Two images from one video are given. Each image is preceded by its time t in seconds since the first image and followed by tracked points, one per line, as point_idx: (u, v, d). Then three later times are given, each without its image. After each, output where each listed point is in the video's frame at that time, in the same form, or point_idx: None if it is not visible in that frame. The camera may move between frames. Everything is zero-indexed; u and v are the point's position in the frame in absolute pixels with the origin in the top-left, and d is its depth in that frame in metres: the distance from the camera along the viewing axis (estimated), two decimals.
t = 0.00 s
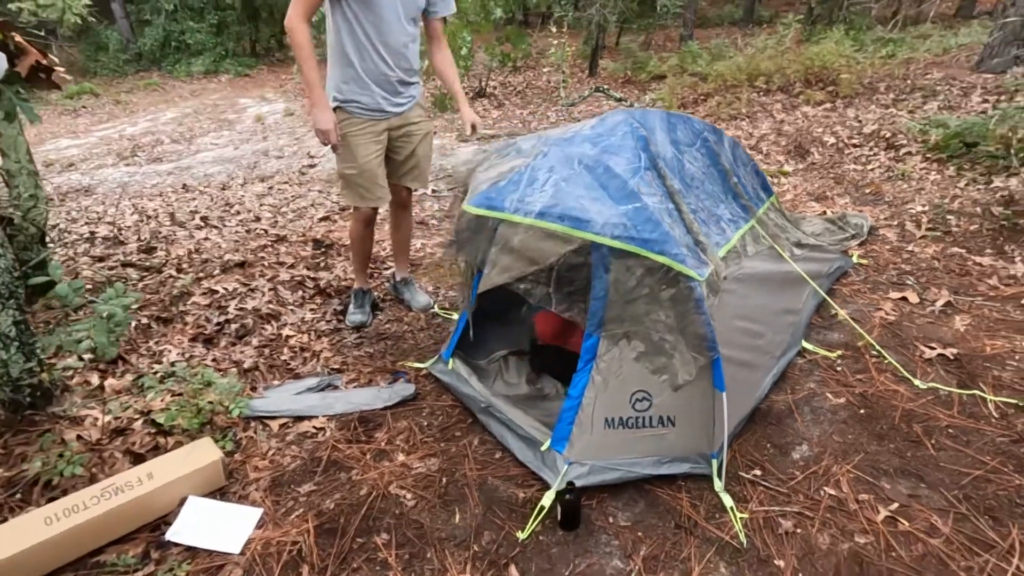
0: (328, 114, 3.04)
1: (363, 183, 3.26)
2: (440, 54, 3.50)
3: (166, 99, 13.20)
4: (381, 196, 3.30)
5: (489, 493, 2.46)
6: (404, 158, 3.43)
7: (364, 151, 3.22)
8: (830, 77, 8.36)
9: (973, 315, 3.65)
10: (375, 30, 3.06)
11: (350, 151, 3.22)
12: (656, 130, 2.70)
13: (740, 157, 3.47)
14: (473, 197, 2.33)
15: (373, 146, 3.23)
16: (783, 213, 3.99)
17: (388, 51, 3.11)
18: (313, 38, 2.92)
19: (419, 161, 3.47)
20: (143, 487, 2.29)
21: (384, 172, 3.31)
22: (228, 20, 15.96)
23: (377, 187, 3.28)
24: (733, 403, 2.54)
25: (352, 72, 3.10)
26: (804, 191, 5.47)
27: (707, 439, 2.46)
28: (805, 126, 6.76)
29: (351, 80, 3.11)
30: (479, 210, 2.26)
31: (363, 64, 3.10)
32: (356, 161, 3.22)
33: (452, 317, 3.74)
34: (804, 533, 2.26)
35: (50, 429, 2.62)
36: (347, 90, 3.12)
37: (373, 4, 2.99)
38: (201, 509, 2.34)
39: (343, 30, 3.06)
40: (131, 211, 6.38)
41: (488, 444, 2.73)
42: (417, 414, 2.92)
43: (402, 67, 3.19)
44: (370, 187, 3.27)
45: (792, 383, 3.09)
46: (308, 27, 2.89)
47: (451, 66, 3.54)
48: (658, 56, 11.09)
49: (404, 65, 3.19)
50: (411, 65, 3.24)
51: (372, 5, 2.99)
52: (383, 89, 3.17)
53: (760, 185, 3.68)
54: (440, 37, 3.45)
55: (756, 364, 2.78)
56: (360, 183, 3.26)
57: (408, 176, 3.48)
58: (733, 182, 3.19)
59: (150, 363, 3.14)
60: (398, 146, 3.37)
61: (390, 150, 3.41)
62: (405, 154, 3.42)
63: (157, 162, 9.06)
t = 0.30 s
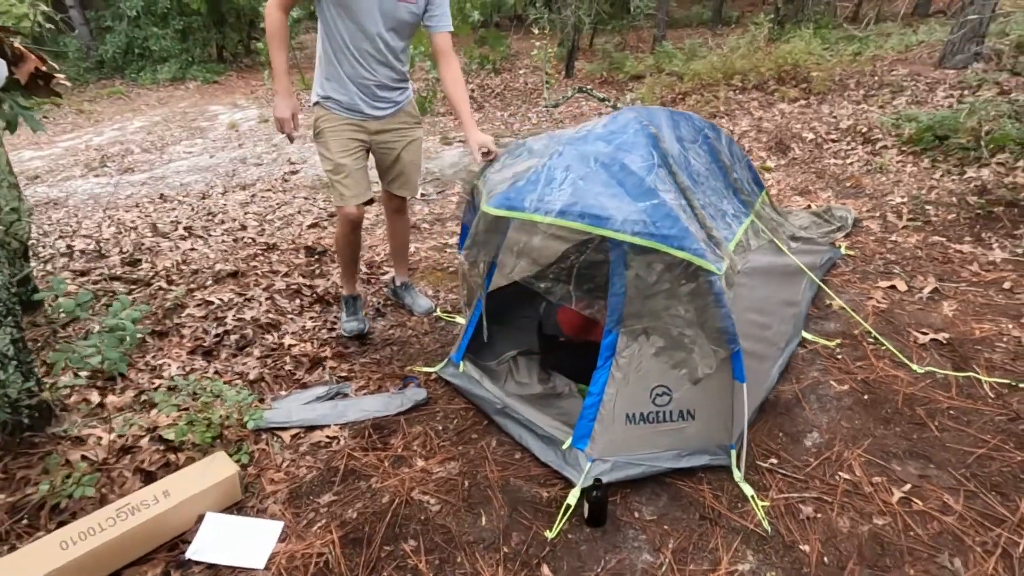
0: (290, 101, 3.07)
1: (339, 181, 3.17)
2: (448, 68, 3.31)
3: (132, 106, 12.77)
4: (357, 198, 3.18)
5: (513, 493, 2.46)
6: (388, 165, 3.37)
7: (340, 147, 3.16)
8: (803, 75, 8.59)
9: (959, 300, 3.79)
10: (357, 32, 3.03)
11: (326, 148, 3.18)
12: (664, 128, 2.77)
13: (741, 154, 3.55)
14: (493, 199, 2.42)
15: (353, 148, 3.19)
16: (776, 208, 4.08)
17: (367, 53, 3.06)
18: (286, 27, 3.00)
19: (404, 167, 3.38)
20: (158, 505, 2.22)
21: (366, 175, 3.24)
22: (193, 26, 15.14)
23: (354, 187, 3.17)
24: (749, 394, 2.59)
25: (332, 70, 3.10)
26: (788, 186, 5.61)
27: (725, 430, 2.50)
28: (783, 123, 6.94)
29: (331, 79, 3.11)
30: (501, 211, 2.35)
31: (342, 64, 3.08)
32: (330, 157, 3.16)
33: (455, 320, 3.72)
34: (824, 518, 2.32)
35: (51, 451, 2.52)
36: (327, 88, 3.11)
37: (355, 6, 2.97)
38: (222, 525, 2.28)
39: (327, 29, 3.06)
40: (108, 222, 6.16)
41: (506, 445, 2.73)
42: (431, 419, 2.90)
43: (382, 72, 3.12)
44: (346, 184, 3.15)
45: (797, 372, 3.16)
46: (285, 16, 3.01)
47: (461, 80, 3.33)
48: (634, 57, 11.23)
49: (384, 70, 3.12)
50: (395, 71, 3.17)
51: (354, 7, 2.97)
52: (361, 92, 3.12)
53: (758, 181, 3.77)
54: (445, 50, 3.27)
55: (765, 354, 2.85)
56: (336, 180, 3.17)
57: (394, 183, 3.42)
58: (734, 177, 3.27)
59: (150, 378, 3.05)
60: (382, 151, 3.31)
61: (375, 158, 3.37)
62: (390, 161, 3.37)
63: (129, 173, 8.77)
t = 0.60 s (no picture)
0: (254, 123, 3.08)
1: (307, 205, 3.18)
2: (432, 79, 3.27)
3: (93, 114, 12.31)
4: (325, 221, 3.21)
5: (529, 497, 2.47)
6: (366, 180, 3.32)
7: (309, 169, 3.15)
8: (772, 74, 8.84)
9: (937, 289, 3.95)
10: (323, 49, 2.95)
11: (295, 169, 3.16)
12: (661, 131, 2.83)
13: (731, 155, 3.64)
14: (500, 204, 2.44)
15: (324, 168, 3.17)
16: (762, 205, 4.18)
17: (334, 70, 2.99)
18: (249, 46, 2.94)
19: (381, 184, 3.31)
20: (168, 529, 2.17)
21: (337, 196, 3.24)
22: (154, 33, 14.58)
23: (324, 210, 3.19)
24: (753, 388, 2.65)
25: (299, 89, 3.03)
26: (766, 182, 5.76)
27: (732, 424, 2.56)
28: (757, 121, 7.12)
29: (299, 98, 3.04)
30: (509, 216, 2.37)
31: (309, 82, 3.01)
32: (299, 180, 3.15)
33: (453, 326, 3.71)
34: (832, 505, 2.39)
35: (47, 478, 2.42)
36: (295, 106, 3.04)
37: (318, 23, 2.88)
38: (236, 543, 2.24)
39: (292, 46, 2.98)
40: (77, 237, 5.93)
41: (517, 448, 2.74)
42: (438, 426, 2.89)
43: (351, 88, 3.05)
44: (316, 210, 3.19)
45: (791, 364, 3.25)
46: (245, 35, 2.91)
47: (448, 90, 3.29)
48: (606, 58, 11.36)
49: (353, 86, 3.05)
50: (365, 86, 3.09)
51: (316, 23, 2.88)
52: (331, 111, 3.06)
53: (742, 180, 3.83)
54: (426, 61, 3.22)
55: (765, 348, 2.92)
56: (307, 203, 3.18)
57: (373, 199, 3.36)
58: (725, 177, 3.36)
59: (144, 397, 2.96)
60: (358, 167, 3.26)
61: (351, 173, 3.31)
62: (368, 176, 3.30)
63: (95, 185, 8.46)
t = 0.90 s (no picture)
0: (220, 144, 2.76)
1: (285, 221, 2.95)
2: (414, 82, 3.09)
3: (48, 124, 11.78)
4: (306, 238, 2.99)
5: (541, 503, 2.45)
6: (346, 191, 3.10)
7: (287, 185, 2.92)
8: (742, 72, 9.02)
9: (917, 278, 4.07)
10: (290, 60, 2.70)
11: (270, 187, 2.92)
12: (656, 129, 2.85)
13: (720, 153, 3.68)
14: (505, 208, 2.41)
15: (301, 182, 2.95)
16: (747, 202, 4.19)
17: (303, 81, 2.75)
18: (206, 59, 2.65)
19: (363, 195, 3.12)
20: (172, 558, 2.07)
21: (315, 211, 3.00)
22: (110, 39, 13.87)
23: (303, 226, 2.97)
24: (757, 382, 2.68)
25: (266, 103, 2.78)
26: (745, 178, 5.86)
27: (738, 419, 2.58)
28: (732, 118, 7.24)
29: (267, 113, 2.79)
30: (515, 219, 2.34)
31: (277, 96, 2.76)
32: (276, 197, 2.92)
33: (448, 332, 3.65)
34: (840, 494, 2.43)
35: (34, 511, 2.29)
36: (263, 122, 2.80)
37: (283, 33, 2.62)
38: (244, 569, 2.15)
39: (254, 56, 2.70)
40: (41, 253, 5.65)
41: (525, 454, 2.71)
42: (442, 435, 2.83)
43: (324, 100, 2.83)
44: (295, 226, 2.96)
45: (787, 356, 3.30)
46: (200, 47, 2.60)
47: (432, 91, 3.12)
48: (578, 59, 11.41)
49: (326, 98, 2.84)
50: (338, 96, 2.88)
51: (281, 33, 2.62)
52: (303, 125, 2.84)
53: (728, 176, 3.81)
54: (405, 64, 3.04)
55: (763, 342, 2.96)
56: (286, 221, 2.96)
57: (355, 211, 3.17)
58: (716, 175, 3.40)
59: (132, 420, 2.82)
60: (337, 180, 3.04)
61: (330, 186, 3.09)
62: (348, 187, 3.09)
63: (55, 199, 8.09)
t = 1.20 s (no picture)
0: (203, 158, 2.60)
1: (277, 232, 2.82)
2: (405, 83, 3.00)
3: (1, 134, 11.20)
4: (300, 249, 2.86)
5: (559, 515, 2.38)
6: (338, 198, 2.98)
7: (278, 194, 2.79)
8: (716, 72, 9.13)
9: (905, 271, 4.14)
10: (280, 64, 2.57)
11: (260, 197, 2.78)
12: (653, 127, 2.81)
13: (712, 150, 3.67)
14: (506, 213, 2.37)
15: (292, 190, 2.81)
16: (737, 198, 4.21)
17: (295, 87, 2.63)
18: (188, 69, 2.50)
19: (357, 202, 3.00)
20: None
21: (308, 220, 2.88)
22: (64, 45, 13.25)
23: (296, 236, 2.84)
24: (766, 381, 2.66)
25: (256, 110, 2.64)
26: (729, 176, 5.90)
27: (751, 419, 2.56)
28: (710, 117, 7.30)
29: (256, 120, 2.66)
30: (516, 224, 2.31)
31: (267, 102, 2.63)
32: (268, 207, 2.78)
33: (445, 341, 3.55)
34: (856, 491, 2.43)
35: (17, 553, 2.13)
36: (252, 130, 2.66)
37: (273, 35, 2.49)
38: None
39: (241, 61, 2.56)
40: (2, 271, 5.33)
41: (537, 465, 2.64)
42: (450, 448, 2.74)
43: (316, 105, 2.72)
44: (287, 236, 2.83)
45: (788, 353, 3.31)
46: (183, 56, 2.46)
47: (423, 93, 3.02)
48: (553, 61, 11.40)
49: (318, 102, 2.72)
50: (330, 101, 2.77)
51: (271, 36, 2.49)
52: (295, 131, 2.72)
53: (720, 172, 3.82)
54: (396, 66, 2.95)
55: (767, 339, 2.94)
56: (278, 232, 2.82)
57: (349, 219, 3.05)
58: (711, 173, 3.38)
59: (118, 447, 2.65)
60: (329, 187, 2.92)
61: (322, 194, 2.96)
62: (340, 194, 2.97)
63: (12, 213, 7.67)
